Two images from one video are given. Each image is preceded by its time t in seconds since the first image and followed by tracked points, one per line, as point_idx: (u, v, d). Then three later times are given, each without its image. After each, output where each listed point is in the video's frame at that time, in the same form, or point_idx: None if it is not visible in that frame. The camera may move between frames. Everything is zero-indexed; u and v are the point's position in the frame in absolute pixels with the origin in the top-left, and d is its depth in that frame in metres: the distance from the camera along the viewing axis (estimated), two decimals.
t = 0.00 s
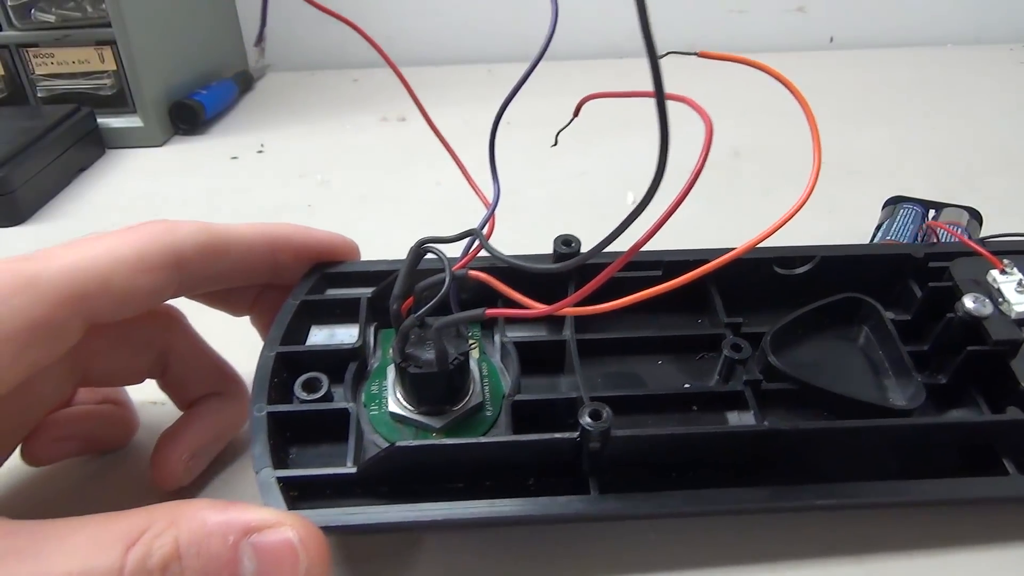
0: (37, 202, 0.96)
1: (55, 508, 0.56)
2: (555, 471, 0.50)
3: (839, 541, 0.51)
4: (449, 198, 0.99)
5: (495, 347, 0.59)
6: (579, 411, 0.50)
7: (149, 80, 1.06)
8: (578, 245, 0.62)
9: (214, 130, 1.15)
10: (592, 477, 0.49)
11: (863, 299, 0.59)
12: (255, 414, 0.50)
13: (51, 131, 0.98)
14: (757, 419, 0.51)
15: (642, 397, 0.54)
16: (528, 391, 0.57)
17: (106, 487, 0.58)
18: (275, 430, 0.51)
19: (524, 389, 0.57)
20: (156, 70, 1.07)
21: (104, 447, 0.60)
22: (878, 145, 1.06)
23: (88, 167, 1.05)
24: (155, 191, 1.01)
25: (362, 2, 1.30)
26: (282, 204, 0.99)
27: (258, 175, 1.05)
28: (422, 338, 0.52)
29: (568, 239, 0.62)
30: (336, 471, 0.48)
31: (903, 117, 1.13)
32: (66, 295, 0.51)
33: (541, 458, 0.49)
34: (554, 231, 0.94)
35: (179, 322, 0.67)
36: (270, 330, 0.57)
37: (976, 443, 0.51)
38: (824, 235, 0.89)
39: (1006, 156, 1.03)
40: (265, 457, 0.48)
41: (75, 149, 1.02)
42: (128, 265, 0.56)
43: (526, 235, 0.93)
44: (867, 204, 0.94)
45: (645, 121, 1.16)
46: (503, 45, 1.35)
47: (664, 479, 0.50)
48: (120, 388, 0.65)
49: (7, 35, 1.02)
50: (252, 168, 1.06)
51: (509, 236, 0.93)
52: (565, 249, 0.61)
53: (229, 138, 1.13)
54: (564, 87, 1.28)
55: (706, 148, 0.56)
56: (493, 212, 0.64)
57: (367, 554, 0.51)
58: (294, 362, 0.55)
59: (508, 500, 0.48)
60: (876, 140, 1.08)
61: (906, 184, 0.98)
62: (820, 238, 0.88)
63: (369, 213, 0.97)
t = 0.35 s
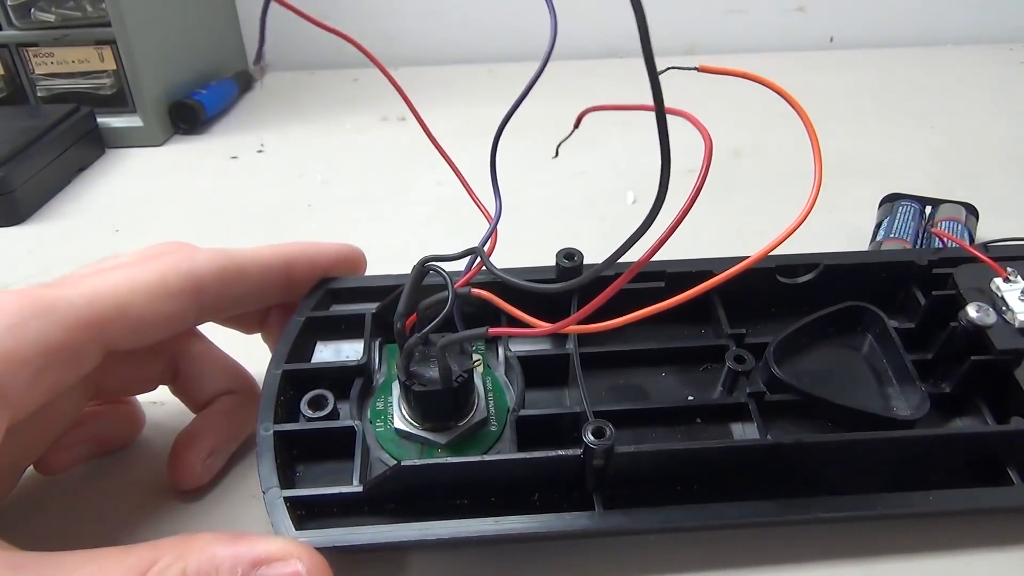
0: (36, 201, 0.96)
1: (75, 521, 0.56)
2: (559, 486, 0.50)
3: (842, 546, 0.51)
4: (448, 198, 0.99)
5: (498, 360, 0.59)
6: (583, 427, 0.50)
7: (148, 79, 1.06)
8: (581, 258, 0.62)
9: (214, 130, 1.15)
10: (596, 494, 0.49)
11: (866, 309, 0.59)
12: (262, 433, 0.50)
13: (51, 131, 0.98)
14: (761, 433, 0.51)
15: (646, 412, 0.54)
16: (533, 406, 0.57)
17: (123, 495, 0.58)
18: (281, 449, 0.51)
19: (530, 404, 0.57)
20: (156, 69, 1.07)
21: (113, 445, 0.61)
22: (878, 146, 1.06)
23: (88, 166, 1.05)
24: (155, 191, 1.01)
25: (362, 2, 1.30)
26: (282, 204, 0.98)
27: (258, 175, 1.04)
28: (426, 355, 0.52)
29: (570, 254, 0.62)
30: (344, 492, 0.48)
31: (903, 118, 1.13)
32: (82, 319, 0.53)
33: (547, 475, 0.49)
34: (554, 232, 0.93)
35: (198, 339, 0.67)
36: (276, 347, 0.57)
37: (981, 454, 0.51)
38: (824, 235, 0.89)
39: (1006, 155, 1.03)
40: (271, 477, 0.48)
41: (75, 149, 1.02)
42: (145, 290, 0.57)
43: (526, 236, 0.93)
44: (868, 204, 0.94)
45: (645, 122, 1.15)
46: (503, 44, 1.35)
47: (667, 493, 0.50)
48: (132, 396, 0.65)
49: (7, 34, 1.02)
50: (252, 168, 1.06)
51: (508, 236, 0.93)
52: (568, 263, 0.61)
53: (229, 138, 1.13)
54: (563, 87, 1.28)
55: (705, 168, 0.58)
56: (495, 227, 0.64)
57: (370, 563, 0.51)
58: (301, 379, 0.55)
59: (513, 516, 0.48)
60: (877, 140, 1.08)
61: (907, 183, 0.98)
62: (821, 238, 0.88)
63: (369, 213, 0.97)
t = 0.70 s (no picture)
0: (37, 201, 0.96)
1: (72, 522, 0.56)
2: (552, 484, 0.50)
3: (840, 545, 0.51)
4: (448, 198, 0.99)
5: (490, 359, 0.59)
6: (575, 424, 0.50)
7: (148, 79, 1.06)
8: (573, 256, 0.62)
9: (213, 130, 1.15)
10: (588, 491, 0.49)
11: (860, 307, 0.59)
12: (251, 429, 0.50)
13: (52, 131, 0.98)
14: (755, 431, 0.51)
15: (639, 409, 0.54)
16: (523, 403, 0.57)
17: (117, 496, 0.58)
18: (271, 445, 0.51)
19: (520, 401, 0.57)
20: (156, 69, 1.07)
21: (113, 446, 0.61)
22: (877, 146, 1.06)
23: (88, 166, 1.05)
24: (154, 191, 1.01)
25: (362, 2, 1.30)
26: (281, 204, 0.99)
27: (257, 175, 1.04)
28: (417, 351, 0.52)
29: (563, 251, 0.62)
30: (333, 488, 0.48)
31: (901, 117, 1.13)
32: (67, 307, 0.53)
33: (540, 472, 0.49)
34: (553, 232, 0.94)
35: (184, 327, 0.67)
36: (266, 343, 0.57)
37: (974, 452, 0.51)
38: (823, 235, 0.89)
39: (1006, 155, 1.03)
40: (260, 474, 0.48)
41: (75, 149, 1.02)
42: (128, 276, 0.57)
43: (525, 236, 0.93)
44: (867, 203, 0.94)
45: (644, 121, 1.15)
46: (503, 44, 1.35)
47: (662, 491, 0.50)
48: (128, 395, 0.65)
49: (7, 34, 1.02)
50: (252, 167, 1.06)
51: (508, 236, 0.93)
52: (560, 260, 0.61)
53: (229, 138, 1.13)
54: (563, 87, 1.28)
55: (699, 165, 0.58)
56: (488, 224, 0.64)
57: (367, 562, 0.51)
58: (290, 376, 0.55)
59: (505, 514, 0.48)
60: (876, 139, 1.08)
61: (906, 183, 0.98)
62: (819, 238, 0.88)
63: (369, 213, 0.97)
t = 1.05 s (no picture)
0: (37, 201, 0.96)
1: (73, 522, 0.56)
2: (558, 494, 0.50)
3: (843, 548, 0.51)
4: (448, 198, 0.99)
5: (495, 367, 0.58)
6: (580, 435, 0.50)
7: (148, 79, 1.05)
8: (576, 263, 0.61)
9: (213, 130, 1.15)
10: (593, 501, 0.49)
11: (863, 310, 0.59)
12: (257, 443, 0.50)
13: (52, 131, 0.98)
14: (759, 439, 0.51)
15: (644, 417, 0.54)
16: (529, 413, 0.57)
17: (117, 497, 0.58)
18: (277, 458, 0.51)
19: (526, 411, 0.58)
20: (156, 69, 1.07)
21: (113, 446, 0.61)
22: (878, 146, 1.06)
23: (88, 166, 1.05)
24: (155, 191, 1.01)
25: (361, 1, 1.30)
26: (282, 204, 0.98)
27: (257, 175, 1.04)
28: (421, 364, 0.52)
29: (565, 259, 0.62)
30: (340, 501, 0.48)
31: (902, 117, 1.13)
32: (73, 314, 0.53)
33: (545, 483, 0.49)
34: (554, 232, 0.93)
35: (186, 328, 0.67)
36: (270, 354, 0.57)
37: (979, 460, 0.51)
38: (824, 234, 0.89)
39: (1007, 155, 1.03)
40: (267, 487, 0.48)
41: (75, 148, 1.02)
42: (133, 281, 0.57)
43: (526, 236, 0.93)
44: (868, 203, 0.94)
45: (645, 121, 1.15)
46: (503, 44, 1.35)
47: (668, 499, 0.50)
48: (129, 396, 0.65)
49: (7, 34, 1.02)
50: (252, 168, 1.06)
51: (509, 236, 0.93)
52: (563, 269, 0.61)
53: (229, 138, 1.13)
54: (564, 87, 1.28)
55: (701, 174, 0.59)
56: (490, 232, 0.65)
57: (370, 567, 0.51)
58: (295, 388, 0.55)
59: (511, 525, 0.48)
60: (877, 139, 1.08)
61: (907, 182, 0.98)
62: (820, 237, 0.88)
63: (369, 213, 0.97)
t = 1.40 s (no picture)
0: (37, 201, 0.96)
1: (73, 522, 0.56)
2: (558, 496, 0.50)
3: (843, 547, 0.51)
4: (448, 198, 0.99)
5: (495, 370, 0.59)
6: (580, 437, 0.50)
7: (148, 79, 1.06)
8: (576, 266, 0.62)
9: (213, 130, 1.15)
10: (593, 503, 0.49)
11: (863, 312, 0.59)
12: (258, 446, 0.50)
13: (52, 131, 0.98)
14: (759, 441, 0.51)
15: (644, 419, 0.54)
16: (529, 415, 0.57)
17: (117, 497, 0.58)
18: (278, 461, 0.51)
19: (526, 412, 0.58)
20: (156, 68, 1.07)
21: (114, 446, 0.61)
22: (878, 146, 1.06)
23: (88, 166, 1.05)
24: (155, 191, 1.01)
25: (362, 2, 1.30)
26: (282, 204, 0.99)
27: (258, 175, 1.05)
28: (422, 366, 0.53)
29: (564, 262, 0.62)
30: (340, 504, 0.48)
31: (901, 117, 1.13)
32: (72, 314, 0.53)
33: (546, 484, 0.49)
34: (554, 232, 0.93)
35: (186, 329, 0.67)
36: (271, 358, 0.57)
37: (979, 461, 0.51)
38: (824, 234, 0.89)
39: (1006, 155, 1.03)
40: (268, 490, 0.48)
41: (76, 149, 1.02)
42: (133, 283, 0.57)
43: (526, 236, 0.93)
44: (867, 203, 0.94)
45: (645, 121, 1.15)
46: (504, 45, 1.35)
47: (669, 501, 0.51)
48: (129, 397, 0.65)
49: (7, 34, 1.02)
50: (252, 168, 1.06)
51: (509, 236, 0.93)
52: (563, 271, 0.61)
53: (229, 138, 1.13)
54: (564, 87, 1.28)
55: (700, 177, 0.59)
56: (490, 234, 0.65)
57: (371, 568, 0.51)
58: (296, 390, 0.55)
59: (512, 527, 0.48)
60: (877, 139, 1.08)
61: (906, 182, 0.98)
62: (820, 237, 0.88)
63: (369, 213, 0.97)
